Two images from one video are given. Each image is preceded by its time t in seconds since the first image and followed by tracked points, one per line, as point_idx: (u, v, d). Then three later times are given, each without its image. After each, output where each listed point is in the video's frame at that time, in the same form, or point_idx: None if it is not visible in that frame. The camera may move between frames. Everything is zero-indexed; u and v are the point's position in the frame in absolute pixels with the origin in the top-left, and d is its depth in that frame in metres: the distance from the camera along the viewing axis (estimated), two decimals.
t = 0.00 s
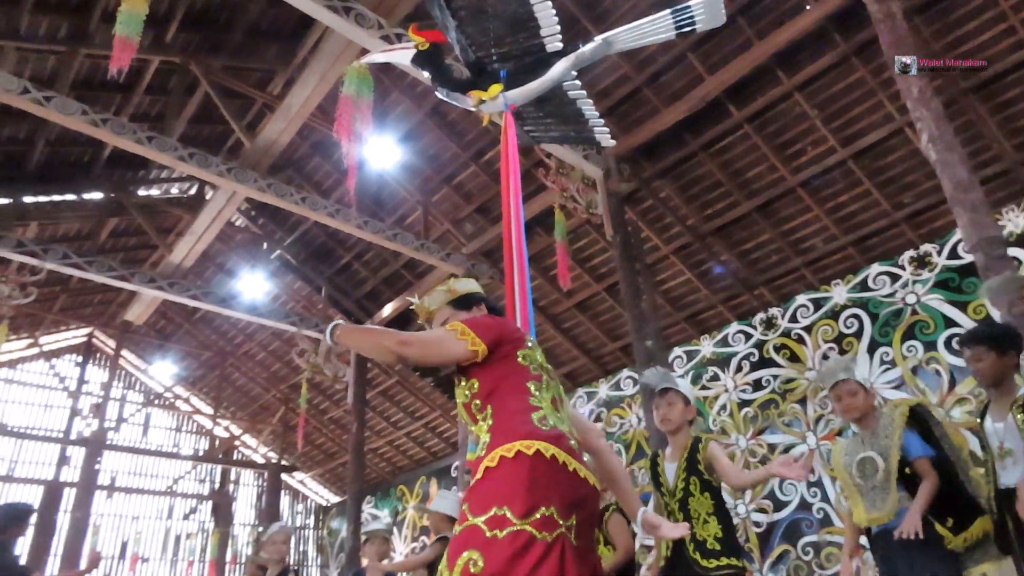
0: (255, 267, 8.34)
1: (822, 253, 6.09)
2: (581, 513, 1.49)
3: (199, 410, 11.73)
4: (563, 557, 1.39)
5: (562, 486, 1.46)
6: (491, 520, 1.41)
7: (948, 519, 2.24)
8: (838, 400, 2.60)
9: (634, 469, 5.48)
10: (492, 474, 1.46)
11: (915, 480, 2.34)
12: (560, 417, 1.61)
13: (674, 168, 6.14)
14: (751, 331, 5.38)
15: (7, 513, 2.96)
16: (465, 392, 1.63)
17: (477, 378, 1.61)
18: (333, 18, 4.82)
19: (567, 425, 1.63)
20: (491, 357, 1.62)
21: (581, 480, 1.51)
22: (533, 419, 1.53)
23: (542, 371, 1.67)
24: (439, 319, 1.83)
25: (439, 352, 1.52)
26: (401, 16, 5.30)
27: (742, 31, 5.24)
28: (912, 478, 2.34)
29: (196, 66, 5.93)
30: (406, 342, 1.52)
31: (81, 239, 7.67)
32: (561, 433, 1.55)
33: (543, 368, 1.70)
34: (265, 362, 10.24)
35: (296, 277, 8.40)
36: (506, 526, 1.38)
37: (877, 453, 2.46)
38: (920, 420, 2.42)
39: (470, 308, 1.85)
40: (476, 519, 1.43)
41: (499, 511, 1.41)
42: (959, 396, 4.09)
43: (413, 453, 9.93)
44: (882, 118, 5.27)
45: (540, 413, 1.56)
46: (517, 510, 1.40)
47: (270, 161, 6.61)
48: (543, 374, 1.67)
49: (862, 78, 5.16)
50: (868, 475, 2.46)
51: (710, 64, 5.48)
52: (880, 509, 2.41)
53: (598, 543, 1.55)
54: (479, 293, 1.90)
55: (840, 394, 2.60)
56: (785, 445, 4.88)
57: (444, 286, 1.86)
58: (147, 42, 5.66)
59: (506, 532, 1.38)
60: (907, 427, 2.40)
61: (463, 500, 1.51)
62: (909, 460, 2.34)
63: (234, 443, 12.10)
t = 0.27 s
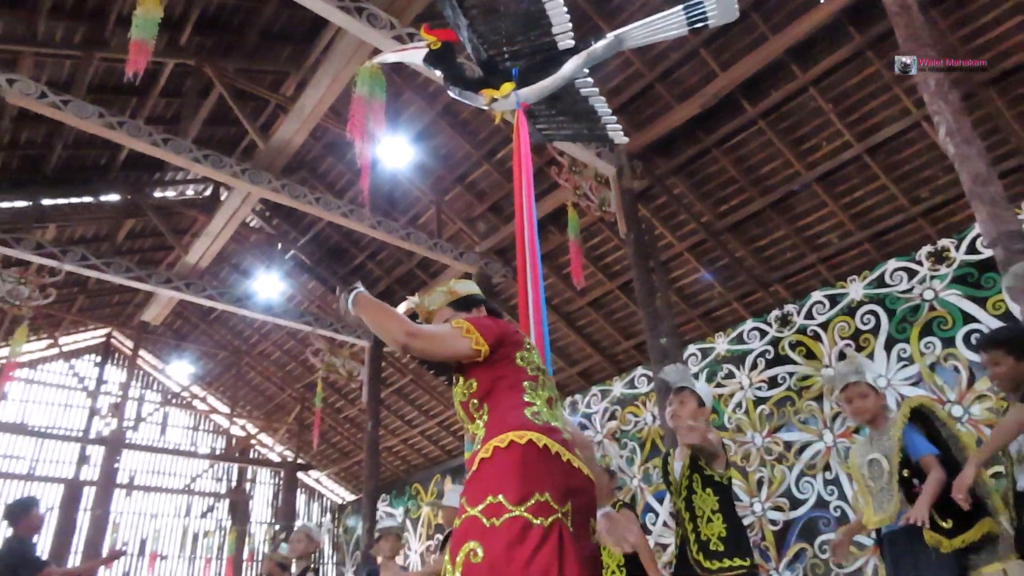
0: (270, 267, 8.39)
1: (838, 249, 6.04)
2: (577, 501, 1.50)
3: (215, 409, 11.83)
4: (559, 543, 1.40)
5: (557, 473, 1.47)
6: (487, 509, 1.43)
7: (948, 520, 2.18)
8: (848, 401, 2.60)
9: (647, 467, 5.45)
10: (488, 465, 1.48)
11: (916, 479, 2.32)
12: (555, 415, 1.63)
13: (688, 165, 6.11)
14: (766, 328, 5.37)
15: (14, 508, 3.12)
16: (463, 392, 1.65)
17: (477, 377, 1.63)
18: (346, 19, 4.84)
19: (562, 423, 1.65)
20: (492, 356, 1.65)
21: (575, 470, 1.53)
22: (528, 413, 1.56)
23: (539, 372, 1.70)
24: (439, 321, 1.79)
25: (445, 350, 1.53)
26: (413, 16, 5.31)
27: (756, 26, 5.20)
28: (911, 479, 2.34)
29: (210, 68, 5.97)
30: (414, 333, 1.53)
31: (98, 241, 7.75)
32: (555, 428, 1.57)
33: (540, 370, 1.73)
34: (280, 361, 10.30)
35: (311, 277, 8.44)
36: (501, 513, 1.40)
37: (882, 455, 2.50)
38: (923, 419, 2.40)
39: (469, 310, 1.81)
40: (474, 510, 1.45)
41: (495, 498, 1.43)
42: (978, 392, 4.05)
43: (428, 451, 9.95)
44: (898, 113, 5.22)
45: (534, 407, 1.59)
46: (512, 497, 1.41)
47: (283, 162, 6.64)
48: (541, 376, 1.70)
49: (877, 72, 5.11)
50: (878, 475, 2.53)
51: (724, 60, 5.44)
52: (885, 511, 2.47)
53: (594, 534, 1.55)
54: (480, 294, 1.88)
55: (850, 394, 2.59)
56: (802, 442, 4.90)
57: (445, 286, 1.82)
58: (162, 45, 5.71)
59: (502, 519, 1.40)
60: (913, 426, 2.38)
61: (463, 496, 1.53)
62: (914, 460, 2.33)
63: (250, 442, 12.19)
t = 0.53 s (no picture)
0: (281, 262, 8.42)
1: (850, 245, 6.02)
2: (572, 489, 1.58)
3: (227, 403, 11.90)
4: (557, 529, 1.48)
5: (551, 464, 1.55)
6: (487, 500, 1.51)
7: (948, 517, 2.16)
8: (857, 395, 2.61)
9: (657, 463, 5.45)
10: (487, 457, 1.55)
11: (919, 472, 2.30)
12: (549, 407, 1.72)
13: (699, 160, 6.08)
14: (777, 324, 5.35)
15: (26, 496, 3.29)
16: (460, 387, 1.73)
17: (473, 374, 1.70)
18: (357, 15, 4.84)
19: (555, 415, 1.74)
20: (491, 352, 1.71)
21: (570, 459, 1.61)
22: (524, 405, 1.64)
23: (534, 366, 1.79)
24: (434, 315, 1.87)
25: (450, 348, 1.58)
26: (423, 11, 5.30)
27: (768, 21, 5.17)
28: (910, 476, 2.33)
29: (221, 64, 5.99)
30: (422, 331, 1.58)
31: (111, 236, 7.80)
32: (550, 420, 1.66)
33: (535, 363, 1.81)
34: (291, 356, 10.34)
35: (322, 272, 8.46)
36: (501, 502, 1.48)
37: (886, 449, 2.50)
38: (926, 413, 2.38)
39: (464, 304, 1.89)
40: (475, 500, 1.53)
41: (493, 489, 1.51)
42: (991, 390, 4.01)
43: (438, 445, 9.99)
44: (911, 108, 5.18)
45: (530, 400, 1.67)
46: (510, 486, 1.49)
47: (294, 158, 6.65)
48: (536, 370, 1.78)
49: (891, 67, 5.06)
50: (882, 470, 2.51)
51: (735, 55, 5.41)
52: (887, 506, 2.44)
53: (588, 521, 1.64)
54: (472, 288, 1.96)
55: (859, 388, 2.58)
56: (813, 439, 4.86)
57: (440, 282, 1.89)
58: (173, 41, 5.73)
59: (502, 508, 1.47)
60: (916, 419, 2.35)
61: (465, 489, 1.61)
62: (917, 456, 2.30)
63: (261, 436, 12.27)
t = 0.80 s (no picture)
0: (293, 248, 8.45)
1: (863, 223, 6.02)
2: (579, 480, 1.60)
3: (241, 388, 12.02)
4: (564, 517, 1.50)
5: (560, 454, 1.57)
6: (495, 485, 1.52)
7: (960, 491, 2.16)
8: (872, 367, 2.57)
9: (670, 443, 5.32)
10: (496, 446, 1.57)
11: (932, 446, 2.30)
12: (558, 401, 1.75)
13: (710, 140, 6.04)
14: (789, 304, 5.25)
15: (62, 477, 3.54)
16: (470, 380, 1.76)
17: (483, 371, 1.74)
18: None
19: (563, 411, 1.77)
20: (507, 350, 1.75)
21: (577, 451, 1.64)
22: (534, 396, 1.67)
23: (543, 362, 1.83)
24: (440, 307, 1.96)
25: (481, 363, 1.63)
26: None
27: None
28: (922, 451, 2.34)
29: (230, 50, 5.99)
30: (454, 344, 1.62)
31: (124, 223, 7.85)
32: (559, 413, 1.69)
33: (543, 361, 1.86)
34: (304, 341, 10.41)
35: (333, 257, 8.48)
36: (509, 488, 1.50)
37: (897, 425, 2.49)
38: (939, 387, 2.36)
39: (469, 298, 1.98)
40: (483, 487, 1.54)
41: (501, 475, 1.52)
42: (1006, 367, 4.00)
43: (451, 428, 10.06)
44: (925, 84, 5.13)
45: (539, 393, 1.71)
46: (519, 473, 1.51)
47: (304, 143, 6.65)
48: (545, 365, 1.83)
49: (905, 42, 4.99)
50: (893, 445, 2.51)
51: (747, 32, 5.35)
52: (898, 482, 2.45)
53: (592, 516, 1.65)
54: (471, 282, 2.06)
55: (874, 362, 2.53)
56: (825, 420, 4.77)
57: (444, 274, 1.97)
58: (182, 27, 5.73)
59: (510, 493, 1.49)
60: (931, 395, 2.35)
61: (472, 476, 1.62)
62: (931, 431, 2.30)
63: (276, 420, 12.39)
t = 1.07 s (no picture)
0: (307, 234, 8.41)
1: (889, 210, 5.93)
2: (598, 465, 1.58)
3: (255, 374, 12.05)
4: (584, 502, 1.47)
5: (580, 439, 1.55)
6: (515, 471, 1.49)
7: (989, 491, 2.04)
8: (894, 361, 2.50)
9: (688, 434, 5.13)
10: (516, 432, 1.54)
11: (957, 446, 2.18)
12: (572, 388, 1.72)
13: (730, 125, 5.91)
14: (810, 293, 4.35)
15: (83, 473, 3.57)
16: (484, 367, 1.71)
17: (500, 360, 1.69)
18: None
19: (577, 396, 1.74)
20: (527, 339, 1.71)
21: (595, 436, 1.62)
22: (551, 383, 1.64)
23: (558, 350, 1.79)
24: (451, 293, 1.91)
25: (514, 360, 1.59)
26: None
27: None
28: (949, 447, 2.20)
29: (244, 34, 5.93)
30: (501, 352, 1.59)
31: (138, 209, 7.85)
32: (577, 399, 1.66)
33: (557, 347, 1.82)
34: (318, 328, 10.40)
35: (347, 243, 8.43)
36: (530, 474, 1.47)
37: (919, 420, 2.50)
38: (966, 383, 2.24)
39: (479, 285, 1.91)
40: (503, 473, 1.51)
41: (521, 461, 1.50)
42: None
43: (466, 416, 10.02)
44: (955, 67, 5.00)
45: (556, 378, 1.67)
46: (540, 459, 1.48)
47: (318, 128, 6.57)
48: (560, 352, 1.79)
49: (934, 23, 4.83)
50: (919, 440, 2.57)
51: (770, 14, 5.20)
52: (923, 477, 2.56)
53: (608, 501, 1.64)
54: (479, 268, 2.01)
55: (897, 354, 2.50)
56: (847, 411, 4.01)
57: (456, 260, 1.93)
58: (195, 11, 5.67)
59: (531, 479, 1.46)
60: (956, 389, 2.21)
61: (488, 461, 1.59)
62: (956, 428, 2.18)
63: (290, 408, 12.43)
